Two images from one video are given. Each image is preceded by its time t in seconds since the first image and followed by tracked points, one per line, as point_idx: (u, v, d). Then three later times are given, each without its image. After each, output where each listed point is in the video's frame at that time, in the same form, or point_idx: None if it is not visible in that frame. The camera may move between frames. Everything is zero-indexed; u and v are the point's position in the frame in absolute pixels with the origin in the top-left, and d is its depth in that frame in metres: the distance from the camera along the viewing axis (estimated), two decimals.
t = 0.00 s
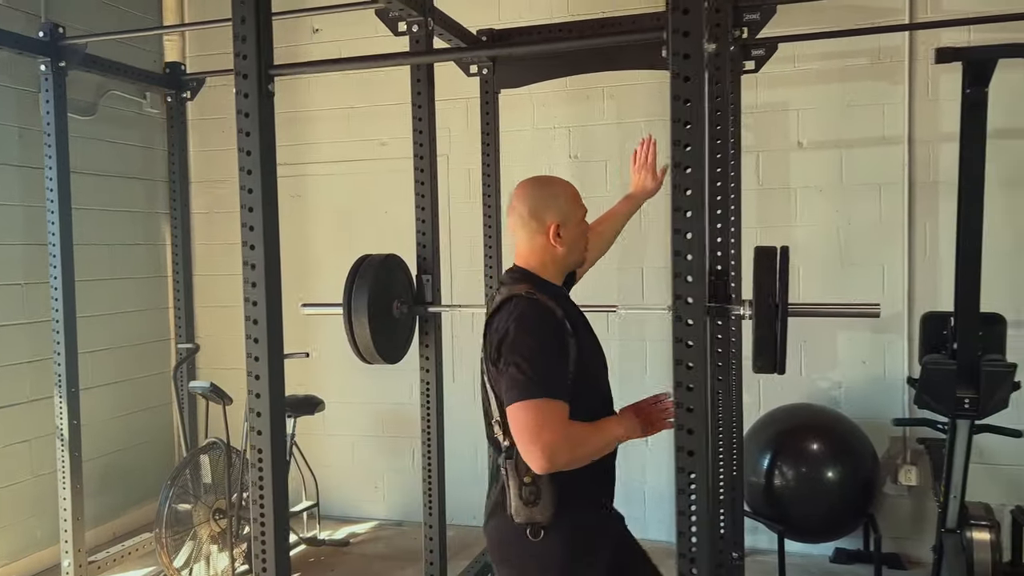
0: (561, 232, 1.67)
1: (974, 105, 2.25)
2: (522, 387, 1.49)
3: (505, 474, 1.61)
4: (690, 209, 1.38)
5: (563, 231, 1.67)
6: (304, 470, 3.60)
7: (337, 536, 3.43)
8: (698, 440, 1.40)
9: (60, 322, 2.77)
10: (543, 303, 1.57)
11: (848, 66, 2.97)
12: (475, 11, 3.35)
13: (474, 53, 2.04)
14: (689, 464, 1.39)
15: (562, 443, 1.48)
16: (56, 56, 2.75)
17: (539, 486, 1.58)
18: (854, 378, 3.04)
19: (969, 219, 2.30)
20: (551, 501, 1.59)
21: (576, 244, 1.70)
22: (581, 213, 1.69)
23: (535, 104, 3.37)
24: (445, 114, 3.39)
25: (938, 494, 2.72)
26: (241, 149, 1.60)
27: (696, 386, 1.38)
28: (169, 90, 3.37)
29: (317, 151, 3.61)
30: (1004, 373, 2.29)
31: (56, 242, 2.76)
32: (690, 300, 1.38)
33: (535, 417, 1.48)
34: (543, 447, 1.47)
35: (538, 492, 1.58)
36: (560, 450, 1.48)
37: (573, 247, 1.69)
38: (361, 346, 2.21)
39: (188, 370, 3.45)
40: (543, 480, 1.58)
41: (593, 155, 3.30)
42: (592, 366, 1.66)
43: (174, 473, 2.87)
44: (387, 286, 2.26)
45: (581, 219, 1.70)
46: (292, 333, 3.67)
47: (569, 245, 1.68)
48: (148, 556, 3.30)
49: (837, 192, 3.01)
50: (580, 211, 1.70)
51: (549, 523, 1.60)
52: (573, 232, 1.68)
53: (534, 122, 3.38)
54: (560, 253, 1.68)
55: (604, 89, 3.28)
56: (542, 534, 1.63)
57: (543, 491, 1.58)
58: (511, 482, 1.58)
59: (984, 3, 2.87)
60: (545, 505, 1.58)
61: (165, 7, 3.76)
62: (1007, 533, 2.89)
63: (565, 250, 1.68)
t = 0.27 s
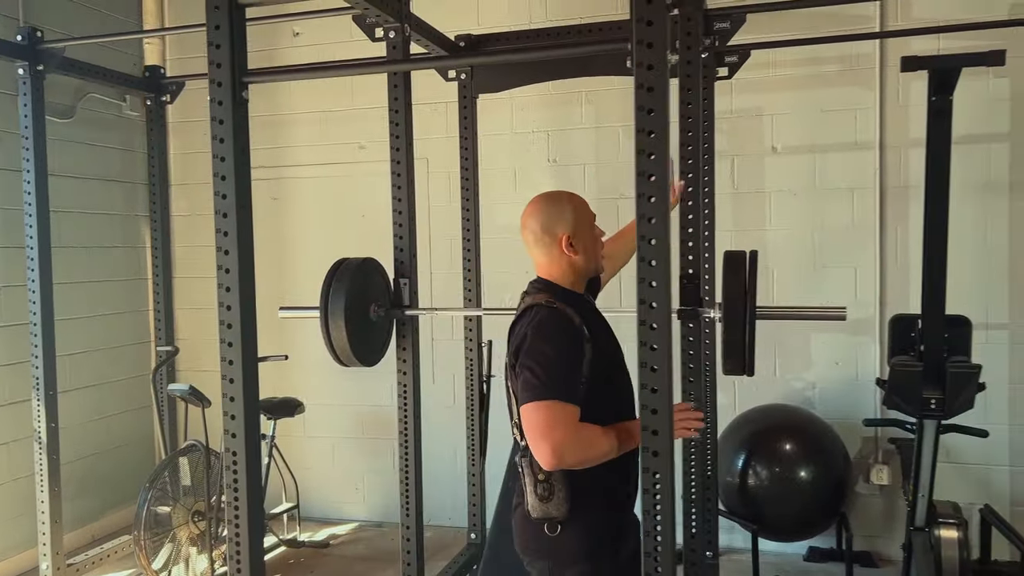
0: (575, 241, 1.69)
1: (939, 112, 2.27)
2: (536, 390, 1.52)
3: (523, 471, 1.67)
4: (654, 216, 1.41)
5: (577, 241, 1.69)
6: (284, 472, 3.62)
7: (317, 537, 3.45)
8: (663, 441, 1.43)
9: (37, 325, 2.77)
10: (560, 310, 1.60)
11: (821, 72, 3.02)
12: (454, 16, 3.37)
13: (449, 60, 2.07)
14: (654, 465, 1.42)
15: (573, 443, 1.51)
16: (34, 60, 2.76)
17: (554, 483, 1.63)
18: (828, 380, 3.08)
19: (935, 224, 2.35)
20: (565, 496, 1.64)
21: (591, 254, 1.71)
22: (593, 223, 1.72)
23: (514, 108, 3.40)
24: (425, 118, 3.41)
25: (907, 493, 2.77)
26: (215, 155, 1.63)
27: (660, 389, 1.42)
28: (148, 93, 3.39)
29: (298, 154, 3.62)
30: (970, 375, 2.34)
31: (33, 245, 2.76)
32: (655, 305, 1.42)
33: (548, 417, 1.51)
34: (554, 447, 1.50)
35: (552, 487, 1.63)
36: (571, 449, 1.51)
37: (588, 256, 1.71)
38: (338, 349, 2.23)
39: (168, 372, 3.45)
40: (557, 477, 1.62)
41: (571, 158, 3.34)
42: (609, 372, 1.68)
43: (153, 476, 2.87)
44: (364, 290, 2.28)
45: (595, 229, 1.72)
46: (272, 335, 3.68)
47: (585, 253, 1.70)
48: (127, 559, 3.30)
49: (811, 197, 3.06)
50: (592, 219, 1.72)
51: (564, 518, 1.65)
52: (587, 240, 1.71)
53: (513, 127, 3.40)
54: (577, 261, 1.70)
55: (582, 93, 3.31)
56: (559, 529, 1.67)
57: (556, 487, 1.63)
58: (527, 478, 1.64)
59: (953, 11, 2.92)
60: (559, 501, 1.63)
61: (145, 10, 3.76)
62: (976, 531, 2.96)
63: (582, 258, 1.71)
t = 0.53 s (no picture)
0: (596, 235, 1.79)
1: (903, 116, 2.34)
2: (571, 364, 1.65)
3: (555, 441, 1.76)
4: (619, 217, 1.45)
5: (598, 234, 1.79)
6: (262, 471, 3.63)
7: (296, 536, 3.47)
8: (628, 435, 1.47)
9: (13, 325, 2.77)
10: (591, 295, 1.75)
11: (791, 76, 3.09)
12: (432, 19, 3.41)
13: (424, 64, 2.11)
14: (620, 459, 1.46)
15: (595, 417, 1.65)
16: (11, 60, 2.76)
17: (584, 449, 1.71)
18: (799, 378, 3.15)
19: (899, 224, 2.41)
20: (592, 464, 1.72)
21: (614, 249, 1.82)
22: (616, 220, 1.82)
23: (492, 110, 3.44)
24: (403, 119, 3.44)
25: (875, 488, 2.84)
26: (191, 157, 1.65)
27: (625, 384, 1.46)
28: (126, 94, 3.37)
29: (277, 155, 3.64)
30: (932, 372, 2.39)
31: (10, 245, 2.76)
32: (620, 304, 1.46)
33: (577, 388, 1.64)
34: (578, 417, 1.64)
35: (582, 453, 1.71)
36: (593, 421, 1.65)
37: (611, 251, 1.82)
38: (314, 347, 2.25)
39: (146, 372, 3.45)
40: (586, 443, 1.71)
41: (547, 160, 3.38)
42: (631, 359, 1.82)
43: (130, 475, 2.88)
44: (340, 291, 2.31)
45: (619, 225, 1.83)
46: (251, 335, 3.70)
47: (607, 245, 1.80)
48: (104, 559, 3.30)
49: (782, 198, 3.12)
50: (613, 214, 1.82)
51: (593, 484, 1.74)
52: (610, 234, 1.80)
53: (490, 128, 3.44)
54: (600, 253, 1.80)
55: (559, 95, 3.35)
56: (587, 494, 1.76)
57: (585, 454, 1.71)
58: (558, 445, 1.73)
59: (919, 17, 2.98)
60: (588, 467, 1.71)
61: (123, 11, 3.77)
62: (941, 525, 3.03)
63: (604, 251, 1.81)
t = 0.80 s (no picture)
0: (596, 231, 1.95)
1: (867, 120, 2.39)
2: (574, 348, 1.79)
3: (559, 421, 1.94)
4: (584, 218, 1.49)
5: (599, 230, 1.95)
6: (239, 471, 3.64)
7: (274, 535, 3.48)
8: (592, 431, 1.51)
9: None
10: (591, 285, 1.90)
11: (762, 80, 3.14)
12: (409, 21, 3.43)
13: (398, 68, 2.14)
14: (585, 454, 1.50)
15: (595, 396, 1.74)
16: None
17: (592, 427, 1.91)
18: (770, 376, 3.21)
19: (864, 226, 2.47)
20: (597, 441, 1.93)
21: (616, 244, 1.99)
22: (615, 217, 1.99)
23: (469, 112, 3.47)
24: (381, 120, 3.47)
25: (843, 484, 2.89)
26: (164, 158, 1.67)
27: (590, 381, 1.50)
28: (102, 94, 3.36)
29: (255, 156, 3.65)
30: (896, 370, 2.44)
31: None
32: (585, 303, 1.50)
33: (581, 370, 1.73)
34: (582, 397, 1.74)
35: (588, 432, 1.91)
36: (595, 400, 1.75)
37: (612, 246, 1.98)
38: (289, 347, 2.27)
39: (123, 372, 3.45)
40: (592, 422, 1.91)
41: (524, 161, 3.42)
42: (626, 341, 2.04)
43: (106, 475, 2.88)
44: (315, 292, 2.33)
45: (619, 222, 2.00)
46: (229, 335, 3.71)
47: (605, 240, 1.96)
48: (80, 560, 3.29)
49: (753, 200, 3.18)
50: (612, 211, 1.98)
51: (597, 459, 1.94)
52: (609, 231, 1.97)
53: (467, 130, 3.47)
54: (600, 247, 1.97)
55: (535, 98, 3.39)
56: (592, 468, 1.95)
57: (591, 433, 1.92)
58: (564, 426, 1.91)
59: (886, 24, 3.05)
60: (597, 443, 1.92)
61: (100, 11, 3.76)
62: (908, 519, 3.10)
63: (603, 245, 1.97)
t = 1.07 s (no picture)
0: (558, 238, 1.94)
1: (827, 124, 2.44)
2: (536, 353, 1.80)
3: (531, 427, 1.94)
4: (536, 224, 1.52)
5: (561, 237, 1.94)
6: (209, 473, 3.64)
7: (245, 537, 3.48)
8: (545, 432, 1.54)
9: None
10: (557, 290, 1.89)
11: (728, 85, 3.18)
12: (380, 25, 3.45)
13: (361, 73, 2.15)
14: (538, 454, 1.53)
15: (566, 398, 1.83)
16: None
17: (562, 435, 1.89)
18: (737, 376, 3.25)
19: (824, 229, 2.51)
20: (570, 445, 1.90)
21: (581, 249, 1.97)
22: (580, 223, 1.97)
23: (440, 115, 3.48)
24: (352, 123, 3.48)
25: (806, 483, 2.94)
26: (123, 163, 1.68)
27: (542, 384, 1.53)
28: (71, 96, 3.35)
29: (226, 157, 3.65)
30: (855, 371, 2.49)
31: None
32: (537, 307, 1.52)
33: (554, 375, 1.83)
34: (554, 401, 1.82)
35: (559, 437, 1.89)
36: (565, 404, 1.83)
37: (576, 252, 1.96)
38: (255, 350, 2.28)
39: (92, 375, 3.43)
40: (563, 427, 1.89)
41: (494, 163, 3.44)
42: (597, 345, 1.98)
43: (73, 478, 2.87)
44: (280, 294, 2.34)
45: (584, 228, 1.98)
46: (201, 337, 3.71)
47: (567, 247, 1.95)
48: (49, 563, 3.28)
49: (719, 204, 3.22)
50: (576, 218, 1.96)
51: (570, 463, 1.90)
52: (571, 238, 1.95)
53: (438, 132, 3.49)
54: (562, 254, 1.96)
55: (505, 101, 3.42)
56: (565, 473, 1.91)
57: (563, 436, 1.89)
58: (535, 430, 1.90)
59: (849, 30, 3.10)
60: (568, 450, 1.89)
61: (70, 13, 3.75)
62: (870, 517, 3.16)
63: (565, 253, 1.96)
